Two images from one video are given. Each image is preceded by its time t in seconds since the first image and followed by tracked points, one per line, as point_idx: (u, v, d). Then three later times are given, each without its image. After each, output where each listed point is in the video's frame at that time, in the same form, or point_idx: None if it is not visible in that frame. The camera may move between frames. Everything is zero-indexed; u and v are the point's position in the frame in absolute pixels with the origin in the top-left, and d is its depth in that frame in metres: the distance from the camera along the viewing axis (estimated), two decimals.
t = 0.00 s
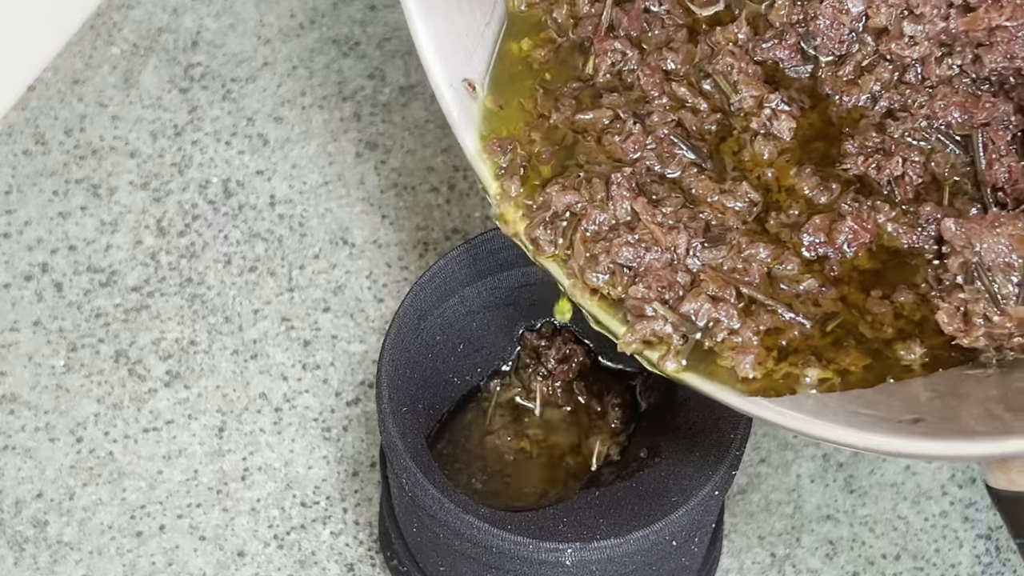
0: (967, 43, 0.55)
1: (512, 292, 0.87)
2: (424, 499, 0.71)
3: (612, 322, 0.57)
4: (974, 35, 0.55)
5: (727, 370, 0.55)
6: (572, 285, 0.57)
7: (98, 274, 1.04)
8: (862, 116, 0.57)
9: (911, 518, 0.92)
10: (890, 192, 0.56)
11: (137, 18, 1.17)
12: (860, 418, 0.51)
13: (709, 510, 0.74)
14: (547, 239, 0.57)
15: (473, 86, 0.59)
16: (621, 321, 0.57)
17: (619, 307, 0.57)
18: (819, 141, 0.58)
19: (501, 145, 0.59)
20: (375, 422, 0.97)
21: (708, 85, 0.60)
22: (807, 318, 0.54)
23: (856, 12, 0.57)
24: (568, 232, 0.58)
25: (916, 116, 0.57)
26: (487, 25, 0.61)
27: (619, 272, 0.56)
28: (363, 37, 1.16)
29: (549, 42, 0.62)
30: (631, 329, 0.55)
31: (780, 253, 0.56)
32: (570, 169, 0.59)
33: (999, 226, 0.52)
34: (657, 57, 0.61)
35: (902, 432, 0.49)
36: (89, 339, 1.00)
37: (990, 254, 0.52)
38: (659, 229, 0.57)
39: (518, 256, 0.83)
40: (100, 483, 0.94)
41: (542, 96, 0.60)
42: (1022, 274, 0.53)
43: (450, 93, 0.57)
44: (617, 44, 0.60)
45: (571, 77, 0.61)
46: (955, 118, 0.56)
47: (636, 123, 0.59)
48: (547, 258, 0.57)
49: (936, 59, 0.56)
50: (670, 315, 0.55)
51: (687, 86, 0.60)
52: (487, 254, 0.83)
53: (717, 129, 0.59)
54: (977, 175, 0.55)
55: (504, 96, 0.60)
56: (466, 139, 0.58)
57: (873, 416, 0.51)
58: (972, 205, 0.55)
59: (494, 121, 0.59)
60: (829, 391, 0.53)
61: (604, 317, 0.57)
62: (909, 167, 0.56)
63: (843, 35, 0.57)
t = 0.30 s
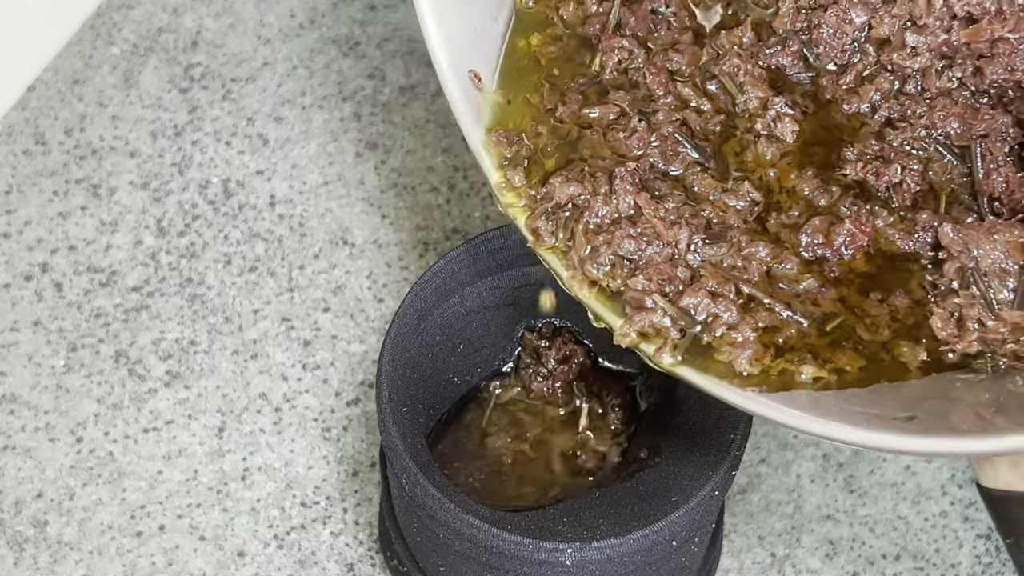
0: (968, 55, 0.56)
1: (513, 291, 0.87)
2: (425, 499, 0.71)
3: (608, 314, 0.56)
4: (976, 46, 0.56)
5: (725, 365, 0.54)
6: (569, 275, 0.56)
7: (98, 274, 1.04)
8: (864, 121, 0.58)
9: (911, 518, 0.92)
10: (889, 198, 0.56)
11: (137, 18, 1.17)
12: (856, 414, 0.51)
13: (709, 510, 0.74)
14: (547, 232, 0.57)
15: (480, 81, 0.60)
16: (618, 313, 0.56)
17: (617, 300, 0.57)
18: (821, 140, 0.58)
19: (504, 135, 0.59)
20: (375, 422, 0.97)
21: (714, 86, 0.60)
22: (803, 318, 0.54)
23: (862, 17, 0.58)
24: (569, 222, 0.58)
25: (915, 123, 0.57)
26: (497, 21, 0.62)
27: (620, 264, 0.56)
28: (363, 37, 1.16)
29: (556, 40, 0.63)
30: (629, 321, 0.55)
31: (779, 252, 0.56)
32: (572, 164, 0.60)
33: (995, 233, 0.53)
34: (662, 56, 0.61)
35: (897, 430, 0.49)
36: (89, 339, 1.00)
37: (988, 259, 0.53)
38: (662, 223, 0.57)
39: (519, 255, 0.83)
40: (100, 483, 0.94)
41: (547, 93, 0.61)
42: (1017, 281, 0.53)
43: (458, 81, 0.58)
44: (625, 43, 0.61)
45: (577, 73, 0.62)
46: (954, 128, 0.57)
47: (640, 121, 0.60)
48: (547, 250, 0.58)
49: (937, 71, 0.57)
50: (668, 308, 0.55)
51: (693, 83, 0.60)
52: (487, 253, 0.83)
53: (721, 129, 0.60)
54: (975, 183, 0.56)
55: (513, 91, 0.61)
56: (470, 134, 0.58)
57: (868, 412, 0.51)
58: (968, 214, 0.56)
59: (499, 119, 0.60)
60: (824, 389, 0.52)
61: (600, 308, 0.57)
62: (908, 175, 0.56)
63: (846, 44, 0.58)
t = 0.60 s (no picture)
0: (951, 73, 0.58)
1: (512, 292, 0.86)
2: (424, 499, 0.71)
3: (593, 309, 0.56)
4: (962, 63, 0.57)
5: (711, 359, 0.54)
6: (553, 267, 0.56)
7: (98, 274, 1.04)
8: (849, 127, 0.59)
9: (911, 518, 0.92)
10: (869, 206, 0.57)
11: (137, 18, 1.18)
12: (839, 412, 0.50)
13: (709, 510, 0.74)
14: (535, 224, 0.57)
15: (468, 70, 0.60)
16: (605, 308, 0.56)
17: (605, 295, 0.56)
18: (804, 143, 0.59)
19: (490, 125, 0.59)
20: (375, 422, 0.97)
21: (703, 89, 0.61)
22: (785, 319, 0.55)
23: (844, 28, 0.59)
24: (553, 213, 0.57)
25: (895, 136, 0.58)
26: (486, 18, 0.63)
27: (609, 259, 0.56)
28: (363, 37, 1.17)
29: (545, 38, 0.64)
30: (617, 313, 0.54)
31: (766, 254, 0.56)
32: (558, 160, 0.59)
33: (980, 244, 0.53)
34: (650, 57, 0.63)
35: (891, 429, 0.48)
36: (89, 339, 1.00)
37: (972, 267, 0.52)
38: (652, 219, 0.56)
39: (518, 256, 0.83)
40: (100, 483, 0.94)
41: (537, 89, 0.62)
42: (1000, 290, 0.52)
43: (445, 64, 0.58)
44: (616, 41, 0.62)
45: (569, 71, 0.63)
46: (933, 144, 0.58)
47: (630, 120, 0.59)
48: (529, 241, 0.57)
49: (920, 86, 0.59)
50: (659, 302, 0.55)
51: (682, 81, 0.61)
52: (487, 254, 0.83)
53: (708, 133, 0.61)
54: (955, 199, 0.56)
55: (502, 86, 0.62)
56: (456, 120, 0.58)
57: (853, 412, 0.50)
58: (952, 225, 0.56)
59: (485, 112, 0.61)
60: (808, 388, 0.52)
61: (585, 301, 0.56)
62: (888, 187, 0.57)
63: (827, 57, 0.60)
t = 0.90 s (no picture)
0: (941, 90, 0.58)
1: (512, 292, 0.86)
2: (424, 499, 0.71)
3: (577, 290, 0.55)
4: (954, 78, 0.58)
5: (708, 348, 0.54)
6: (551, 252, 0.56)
7: (98, 274, 1.04)
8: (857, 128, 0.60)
9: (911, 518, 0.91)
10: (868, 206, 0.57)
11: (137, 18, 1.18)
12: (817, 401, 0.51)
13: (709, 510, 0.74)
14: (541, 213, 0.57)
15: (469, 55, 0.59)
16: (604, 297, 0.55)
17: (606, 282, 0.56)
18: (806, 138, 0.60)
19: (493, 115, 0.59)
20: (375, 421, 0.97)
21: (705, 88, 0.61)
22: (785, 316, 0.55)
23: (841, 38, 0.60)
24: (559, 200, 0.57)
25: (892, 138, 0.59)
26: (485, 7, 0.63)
27: (615, 249, 0.56)
28: (363, 37, 1.17)
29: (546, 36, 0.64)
30: (621, 300, 0.54)
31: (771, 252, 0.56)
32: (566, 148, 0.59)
33: (971, 253, 0.53)
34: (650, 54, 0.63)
35: (897, 426, 0.48)
36: (89, 339, 1.00)
37: (962, 275, 0.53)
38: (660, 211, 0.56)
39: (518, 255, 0.83)
40: (100, 483, 0.94)
41: (542, 80, 0.61)
42: (991, 297, 0.53)
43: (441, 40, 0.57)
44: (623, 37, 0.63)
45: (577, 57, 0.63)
46: (922, 158, 0.58)
47: (635, 116, 0.59)
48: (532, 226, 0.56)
49: (909, 99, 0.59)
50: (665, 291, 0.55)
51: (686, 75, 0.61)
52: (488, 253, 0.83)
53: (712, 132, 0.60)
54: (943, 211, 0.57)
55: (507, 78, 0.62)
56: (453, 97, 0.56)
57: (836, 404, 0.51)
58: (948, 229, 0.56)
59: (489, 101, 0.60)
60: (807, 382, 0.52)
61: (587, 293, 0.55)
62: (880, 195, 0.57)
63: (818, 68, 0.60)
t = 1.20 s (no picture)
0: (931, 107, 0.60)
1: (512, 292, 0.86)
2: (424, 499, 0.71)
3: (567, 265, 0.55)
4: (947, 95, 0.60)
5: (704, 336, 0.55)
6: (557, 231, 0.56)
7: (98, 274, 1.04)
8: (857, 132, 0.60)
9: (911, 518, 0.92)
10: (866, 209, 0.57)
11: (137, 17, 1.18)
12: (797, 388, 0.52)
13: (709, 510, 0.74)
14: (549, 195, 0.57)
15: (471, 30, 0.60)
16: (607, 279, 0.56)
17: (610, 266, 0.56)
18: (809, 133, 0.60)
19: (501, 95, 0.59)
20: (375, 421, 0.97)
21: (708, 84, 0.62)
22: (786, 310, 0.56)
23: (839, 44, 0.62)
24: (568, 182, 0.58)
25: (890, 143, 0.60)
26: None
27: (621, 234, 0.57)
28: (363, 37, 1.17)
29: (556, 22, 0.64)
30: (626, 280, 0.55)
31: (774, 247, 0.57)
32: (574, 135, 0.60)
33: (958, 263, 0.55)
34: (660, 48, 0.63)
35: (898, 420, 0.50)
36: (89, 339, 1.00)
37: (951, 281, 0.54)
38: (667, 202, 0.57)
39: (518, 255, 0.83)
40: (100, 483, 0.94)
41: (550, 67, 0.62)
42: (976, 306, 0.55)
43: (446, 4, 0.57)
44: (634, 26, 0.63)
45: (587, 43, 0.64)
46: (909, 171, 0.59)
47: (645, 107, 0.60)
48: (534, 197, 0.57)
49: (903, 112, 0.60)
50: (670, 278, 0.55)
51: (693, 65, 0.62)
52: (487, 254, 0.83)
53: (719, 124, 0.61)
54: (929, 225, 0.58)
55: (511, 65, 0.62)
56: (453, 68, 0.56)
57: (820, 393, 0.52)
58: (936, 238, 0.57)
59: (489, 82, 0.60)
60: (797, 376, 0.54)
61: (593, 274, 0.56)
62: (871, 203, 0.57)
63: (812, 77, 0.62)
